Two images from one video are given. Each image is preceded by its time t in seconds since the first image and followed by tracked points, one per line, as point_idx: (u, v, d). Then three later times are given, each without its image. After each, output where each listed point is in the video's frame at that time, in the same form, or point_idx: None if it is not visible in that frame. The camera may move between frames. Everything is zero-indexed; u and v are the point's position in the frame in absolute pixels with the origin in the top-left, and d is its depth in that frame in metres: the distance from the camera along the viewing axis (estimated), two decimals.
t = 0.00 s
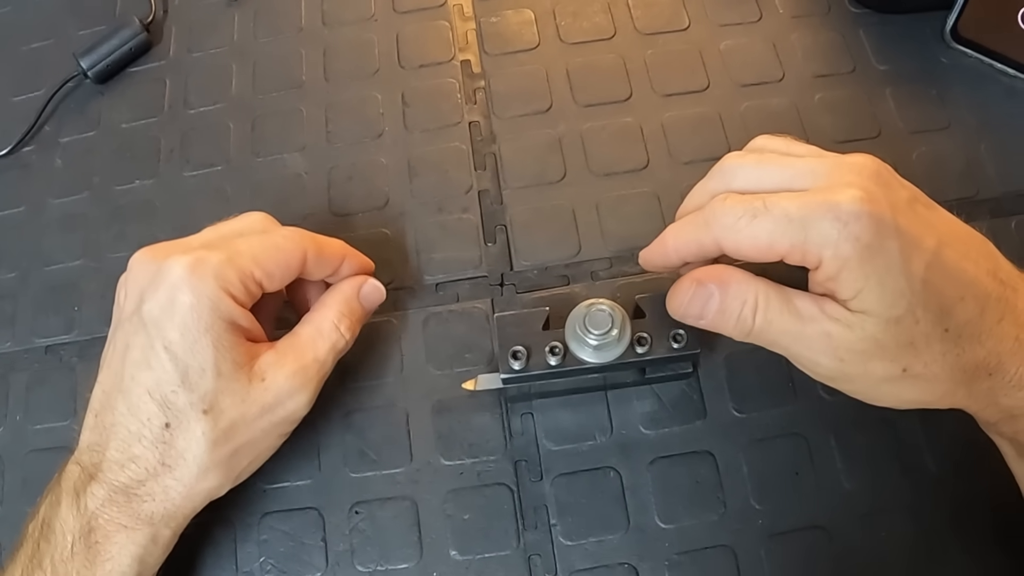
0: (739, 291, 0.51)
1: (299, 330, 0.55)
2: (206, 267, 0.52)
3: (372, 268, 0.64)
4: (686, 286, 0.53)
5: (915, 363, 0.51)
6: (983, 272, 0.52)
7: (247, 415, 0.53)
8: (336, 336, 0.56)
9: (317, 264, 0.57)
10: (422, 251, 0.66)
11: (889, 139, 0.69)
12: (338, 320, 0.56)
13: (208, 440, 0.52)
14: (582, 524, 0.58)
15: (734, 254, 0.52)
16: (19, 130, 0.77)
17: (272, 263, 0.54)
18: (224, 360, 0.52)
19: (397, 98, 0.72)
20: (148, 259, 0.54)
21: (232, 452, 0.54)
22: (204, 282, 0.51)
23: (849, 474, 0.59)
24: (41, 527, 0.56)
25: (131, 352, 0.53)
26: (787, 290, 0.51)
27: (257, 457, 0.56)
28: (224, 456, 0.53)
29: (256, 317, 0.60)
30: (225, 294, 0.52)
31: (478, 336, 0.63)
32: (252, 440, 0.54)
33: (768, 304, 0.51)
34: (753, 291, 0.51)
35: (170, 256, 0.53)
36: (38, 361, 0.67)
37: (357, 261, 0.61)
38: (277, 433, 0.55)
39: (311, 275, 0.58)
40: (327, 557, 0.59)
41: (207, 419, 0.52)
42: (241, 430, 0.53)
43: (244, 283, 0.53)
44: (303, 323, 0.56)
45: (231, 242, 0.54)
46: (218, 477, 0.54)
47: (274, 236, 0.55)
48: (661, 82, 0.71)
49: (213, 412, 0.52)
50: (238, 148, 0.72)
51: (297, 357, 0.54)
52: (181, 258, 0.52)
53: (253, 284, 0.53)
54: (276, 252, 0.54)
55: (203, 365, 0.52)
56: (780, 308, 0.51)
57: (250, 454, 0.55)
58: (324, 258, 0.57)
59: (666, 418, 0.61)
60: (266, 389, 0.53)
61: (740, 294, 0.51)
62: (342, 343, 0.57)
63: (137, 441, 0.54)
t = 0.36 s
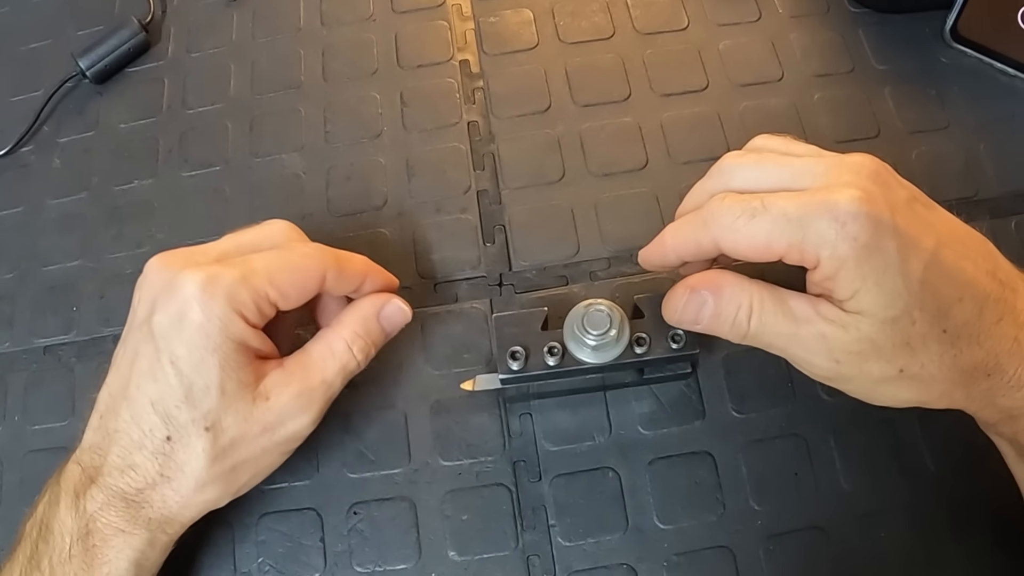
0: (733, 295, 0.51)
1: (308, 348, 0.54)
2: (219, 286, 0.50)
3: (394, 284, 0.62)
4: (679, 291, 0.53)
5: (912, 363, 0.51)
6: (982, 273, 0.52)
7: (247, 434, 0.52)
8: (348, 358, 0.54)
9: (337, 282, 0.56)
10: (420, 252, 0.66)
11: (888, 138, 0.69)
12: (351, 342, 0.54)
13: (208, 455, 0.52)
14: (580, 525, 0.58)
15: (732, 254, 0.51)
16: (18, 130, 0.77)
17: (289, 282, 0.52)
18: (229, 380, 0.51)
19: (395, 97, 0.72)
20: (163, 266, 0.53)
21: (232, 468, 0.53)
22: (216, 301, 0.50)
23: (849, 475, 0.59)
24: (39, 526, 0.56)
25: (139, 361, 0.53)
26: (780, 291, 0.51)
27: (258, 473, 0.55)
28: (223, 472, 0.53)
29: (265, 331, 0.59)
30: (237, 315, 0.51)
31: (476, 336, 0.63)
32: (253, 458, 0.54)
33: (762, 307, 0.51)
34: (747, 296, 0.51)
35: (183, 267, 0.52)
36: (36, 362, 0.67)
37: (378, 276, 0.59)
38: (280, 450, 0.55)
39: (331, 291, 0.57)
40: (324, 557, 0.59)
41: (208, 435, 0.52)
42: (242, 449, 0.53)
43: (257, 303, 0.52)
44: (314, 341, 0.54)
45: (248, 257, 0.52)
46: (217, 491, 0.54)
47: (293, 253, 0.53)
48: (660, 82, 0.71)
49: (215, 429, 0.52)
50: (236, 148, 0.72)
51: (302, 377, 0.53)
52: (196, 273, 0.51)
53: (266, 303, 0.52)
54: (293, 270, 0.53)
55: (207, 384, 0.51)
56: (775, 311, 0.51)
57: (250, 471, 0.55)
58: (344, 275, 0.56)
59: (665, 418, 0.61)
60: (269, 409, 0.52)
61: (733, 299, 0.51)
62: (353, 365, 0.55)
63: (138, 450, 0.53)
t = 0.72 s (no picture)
0: (736, 296, 0.51)
1: (315, 360, 0.53)
2: (241, 304, 0.51)
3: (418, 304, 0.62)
4: (681, 289, 0.53)
5: (913, 365, 0.51)
6: (983, 275, 0.52)
7: (253, 448, 0.53)
8: (351, 370, 0.53)
9: (362, 303, 0.56)
10: (423, 253, 0.66)
11: (890, 141, 0.69)
12: (355, 355, 0.53)
13: (215, 466, 0.53)
14: (583, 526, 0.58)
15: (734, 255, 0.52)
16: (21, 131, 0.77)
17: (311, 302, 0.53)
18: (240, 397, 0.51)
19: (398, 100, 0.72)
20: (188, 278, 0.53)
21: (237, 482, 0.54)
22: (237, 319, 0.51)
23: (850, 476, 0.59)
24: (47, 523, 0.56)
25: (156, 369, 0.53)
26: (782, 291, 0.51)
27: (265, 488, 0.55)
28: (227, 485, 0.54)
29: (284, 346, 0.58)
30: (257, 334, 0.51)
31: (479, 338, 0.63)
32: (257, 473, 0.54)
33: (765, 308, 0.51)
34: (750, 296, 0.51)
35: (208, 281, 0.53)
36: (40, 363, 0.67)
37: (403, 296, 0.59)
38: (286, 464, 0.55)
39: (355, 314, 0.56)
40: (328, 558, 0.59)
41: (216, 448, 0.52)
42: (249, 464, 0.53)
43: (278, 323, 0.52)
44: (322, 352, 0.53)
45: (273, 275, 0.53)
46: (222, 503, 0.54)
47: (320, 275, 0.53)
48: (662, 84, 0.71)
49: (223, 443, 0.52)
50: (239, 150, 0.72)
51: (305, 387, 0.53)
52: (221, 289, 0.51)
53: (287, 322, 0.52)
54: (316, 290, 0.53)
55: (219, 399, 0.51)
56: (777, 312, 0.51)
57: (256, 486, 0.55)
58: (369, 296, 0.56)
59: (667, 420, 0.61)
60: (276, 425, 0.52)
61: (736, 299, 0.51)
62: (357, 377, 0.53)
63: (148, 456, 0.54)
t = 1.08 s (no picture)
0: (737, 301, 0.52)
1: (337, 412, 0.54)
2: (241, 319, 0.51)
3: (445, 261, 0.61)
4: (683, 295, 0.54)
5: (914, 368, 0.51)
6: (981, 277, 0.52)
7: (250, 475, 0.52)
8: (372, 433, 0.55)
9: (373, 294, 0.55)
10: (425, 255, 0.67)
11: (889, 143, 0.69)
12: (379, 417, 0.55)
13: (214, 487, 0.52)
14: (583, 526, 0.59)
15: (732, 254, 0.52)
16: (25, 134, 0.77)
17: (313, 308, 0.52)
18: (245, 417, 0.51)
19: (400, 102, 0.73)
20: (194, 289, 0.54)
21: (231, 505, 0.53)
22: (239, 334, 0.51)
23: (849, 476, 0.59)
24: (43, 522, 0.57)
25: (161, 381, 0.54)
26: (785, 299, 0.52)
27: (255, 515, 0.54)
28: (224, 505, 0.53)
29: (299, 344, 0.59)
30: (258, 348, 0.51)
31: (480, 339, 0.64)
32: (251, 501, 0.53)
33: (766, 314, 0.51)
34: (751, 302, 0.51)
35: (215, 290, 0.53)
36: (44, 364, 0.68)
37: (422, 271, 0.58)
38: (282, 502, 0.54)
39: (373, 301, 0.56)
40: (330, 558, 0.59)
41: (216, 468, 0.52)
42: (246, 490, 0.52)
43: (281, 328, 0.52)
44: (345, 405, 0.54)
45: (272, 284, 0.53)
46: (214, 519, 0.54)
47: (322, 275, 0.53)
48: (662, 87, 0.72)
49: (223, 463, 0.51)
50: (242, 153, 0.73)
51: (317, 439, 0.53)
52: (224, 303, 0.51)
53: (291, 327, 0.52)
54: (317, 296, 0.52)
55: (224, 417, 0.51)
56: (779, 318, 0.51)
57: (249, 511, 0.54)
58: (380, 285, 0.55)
59: (667, 421, 0.61)
60: (279, 458, 0.52)
61: (737, 304, 0.52)
62: (376, 439, 0.55)
63: (146, 465, 0.54)
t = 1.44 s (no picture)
0: (739, 304, 0.52)
1: (341, 400, 0.56)
2: (275, 347, 0.49)
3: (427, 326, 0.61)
4: (690, 296, 0.54)
5: (912, 371, 0.52)
6: (979, 280, 0.53)
7: (278, 473, 0.53)
8: (375, 416, 0.57)
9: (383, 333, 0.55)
10: (430, 257, 0.67)
11: (889, 146, 0.70)
12: (378, 400, 0.57)
13: (239, 494, 0.53)
14: (586, 525, 0.59)
15: (731, 255, 0.53)
16: (32, 136, 0.78)
17: (336, 341, 0.52)
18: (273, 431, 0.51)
19: (405, 106, 0.73)
20: (213, 308, 0.52)
21: (254, 504, 0.54)
22: (272, 362, 0.49)
23: (850, 476, 0.60)
24: (48, 536, 0.55)
25: (180, 399, 0.52)
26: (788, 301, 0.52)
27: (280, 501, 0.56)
28: (250, 509, 0.55)
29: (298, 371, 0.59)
30: (288, 374, 0.50)
31: (485, 341, 0.64)
32: (276, 496, 0.55)
33: (768, 317, 0.52)
34: (753, 304, 0.52)
35: (237, 310, 0.51)
36: (51, 365, 0.68)
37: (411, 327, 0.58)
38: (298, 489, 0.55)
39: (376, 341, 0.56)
40: (336, 557, 0.60)
41: (244, 478, 0.52)
42: (271, 489, 0.54)
43: (305, 362, 0.51)
44: (348, 391, 0.56)
45: (300, 309, 0.51)
46: (236, 520, 0.55)
47: (353, 320, 0.52)
48: (664, 91, 0.73)
49: (251, 472, 0.52)
50: (248, 156, 0.73)
51: (332, 424, 0.55)
52: (254, 330, 0.49)
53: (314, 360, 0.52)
54: (341, 331, 0.52)
55: (252, 435, 0.51)
56: (781, 321, 0.52)
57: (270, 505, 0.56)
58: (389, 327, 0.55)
59: (670, 421, 0.62)
60: (301, 456, 0.54)
61: (739, 306, 0.52)
62: (376, 420, 0.57)
63: (165, 480, 0.53)
